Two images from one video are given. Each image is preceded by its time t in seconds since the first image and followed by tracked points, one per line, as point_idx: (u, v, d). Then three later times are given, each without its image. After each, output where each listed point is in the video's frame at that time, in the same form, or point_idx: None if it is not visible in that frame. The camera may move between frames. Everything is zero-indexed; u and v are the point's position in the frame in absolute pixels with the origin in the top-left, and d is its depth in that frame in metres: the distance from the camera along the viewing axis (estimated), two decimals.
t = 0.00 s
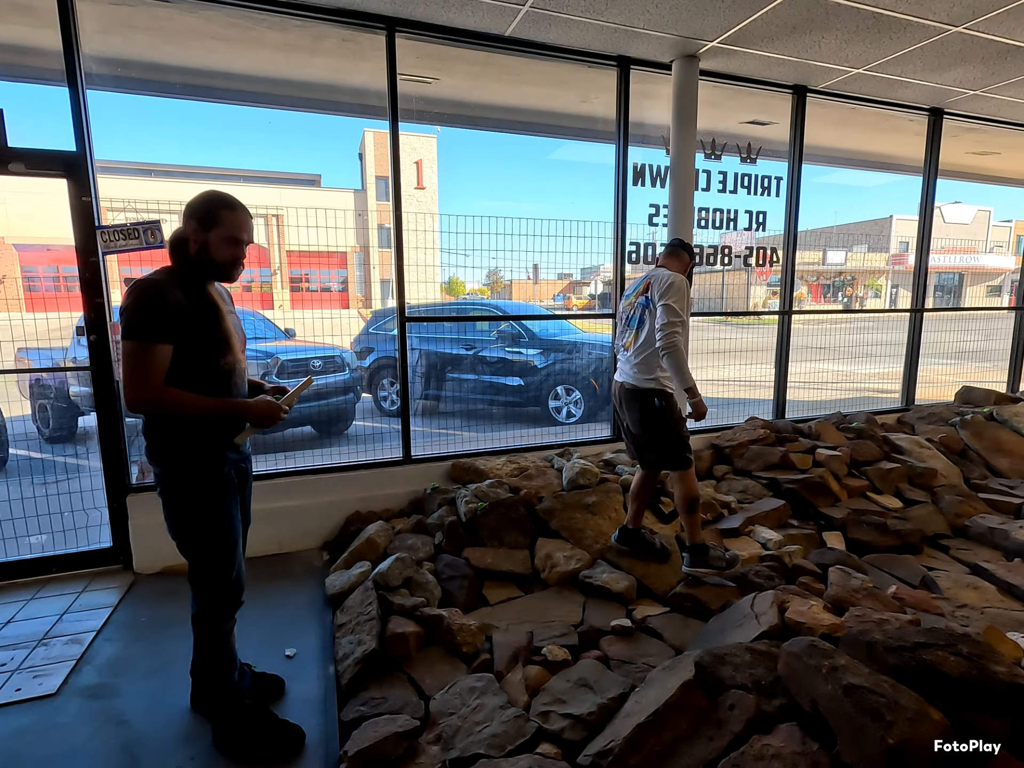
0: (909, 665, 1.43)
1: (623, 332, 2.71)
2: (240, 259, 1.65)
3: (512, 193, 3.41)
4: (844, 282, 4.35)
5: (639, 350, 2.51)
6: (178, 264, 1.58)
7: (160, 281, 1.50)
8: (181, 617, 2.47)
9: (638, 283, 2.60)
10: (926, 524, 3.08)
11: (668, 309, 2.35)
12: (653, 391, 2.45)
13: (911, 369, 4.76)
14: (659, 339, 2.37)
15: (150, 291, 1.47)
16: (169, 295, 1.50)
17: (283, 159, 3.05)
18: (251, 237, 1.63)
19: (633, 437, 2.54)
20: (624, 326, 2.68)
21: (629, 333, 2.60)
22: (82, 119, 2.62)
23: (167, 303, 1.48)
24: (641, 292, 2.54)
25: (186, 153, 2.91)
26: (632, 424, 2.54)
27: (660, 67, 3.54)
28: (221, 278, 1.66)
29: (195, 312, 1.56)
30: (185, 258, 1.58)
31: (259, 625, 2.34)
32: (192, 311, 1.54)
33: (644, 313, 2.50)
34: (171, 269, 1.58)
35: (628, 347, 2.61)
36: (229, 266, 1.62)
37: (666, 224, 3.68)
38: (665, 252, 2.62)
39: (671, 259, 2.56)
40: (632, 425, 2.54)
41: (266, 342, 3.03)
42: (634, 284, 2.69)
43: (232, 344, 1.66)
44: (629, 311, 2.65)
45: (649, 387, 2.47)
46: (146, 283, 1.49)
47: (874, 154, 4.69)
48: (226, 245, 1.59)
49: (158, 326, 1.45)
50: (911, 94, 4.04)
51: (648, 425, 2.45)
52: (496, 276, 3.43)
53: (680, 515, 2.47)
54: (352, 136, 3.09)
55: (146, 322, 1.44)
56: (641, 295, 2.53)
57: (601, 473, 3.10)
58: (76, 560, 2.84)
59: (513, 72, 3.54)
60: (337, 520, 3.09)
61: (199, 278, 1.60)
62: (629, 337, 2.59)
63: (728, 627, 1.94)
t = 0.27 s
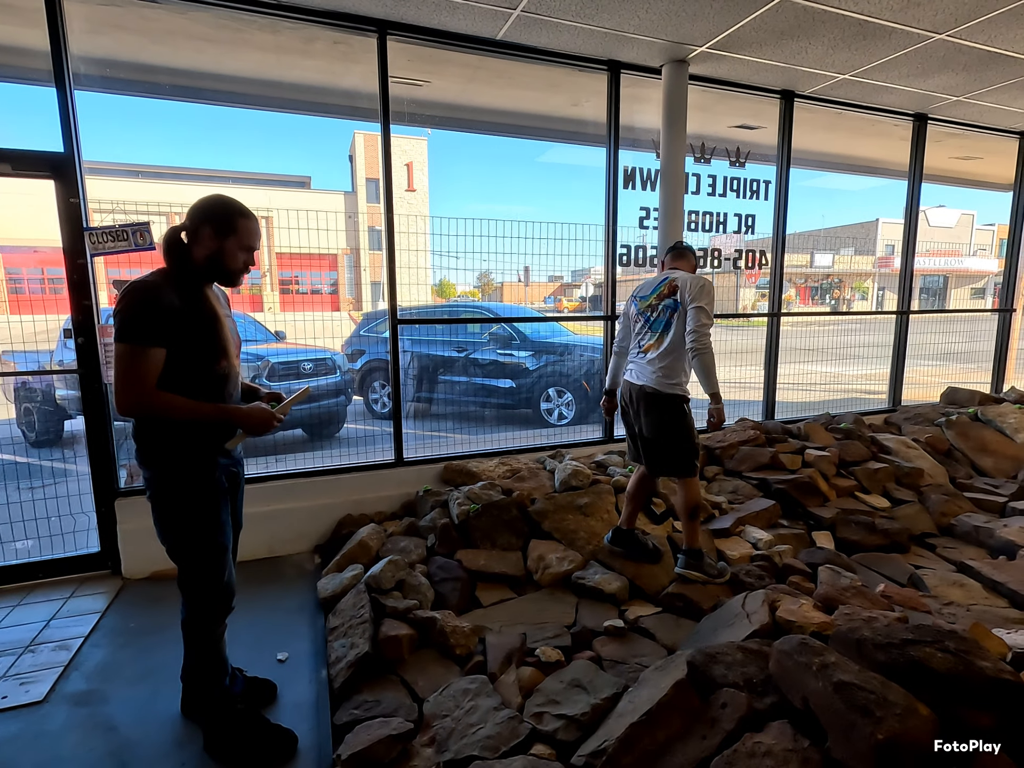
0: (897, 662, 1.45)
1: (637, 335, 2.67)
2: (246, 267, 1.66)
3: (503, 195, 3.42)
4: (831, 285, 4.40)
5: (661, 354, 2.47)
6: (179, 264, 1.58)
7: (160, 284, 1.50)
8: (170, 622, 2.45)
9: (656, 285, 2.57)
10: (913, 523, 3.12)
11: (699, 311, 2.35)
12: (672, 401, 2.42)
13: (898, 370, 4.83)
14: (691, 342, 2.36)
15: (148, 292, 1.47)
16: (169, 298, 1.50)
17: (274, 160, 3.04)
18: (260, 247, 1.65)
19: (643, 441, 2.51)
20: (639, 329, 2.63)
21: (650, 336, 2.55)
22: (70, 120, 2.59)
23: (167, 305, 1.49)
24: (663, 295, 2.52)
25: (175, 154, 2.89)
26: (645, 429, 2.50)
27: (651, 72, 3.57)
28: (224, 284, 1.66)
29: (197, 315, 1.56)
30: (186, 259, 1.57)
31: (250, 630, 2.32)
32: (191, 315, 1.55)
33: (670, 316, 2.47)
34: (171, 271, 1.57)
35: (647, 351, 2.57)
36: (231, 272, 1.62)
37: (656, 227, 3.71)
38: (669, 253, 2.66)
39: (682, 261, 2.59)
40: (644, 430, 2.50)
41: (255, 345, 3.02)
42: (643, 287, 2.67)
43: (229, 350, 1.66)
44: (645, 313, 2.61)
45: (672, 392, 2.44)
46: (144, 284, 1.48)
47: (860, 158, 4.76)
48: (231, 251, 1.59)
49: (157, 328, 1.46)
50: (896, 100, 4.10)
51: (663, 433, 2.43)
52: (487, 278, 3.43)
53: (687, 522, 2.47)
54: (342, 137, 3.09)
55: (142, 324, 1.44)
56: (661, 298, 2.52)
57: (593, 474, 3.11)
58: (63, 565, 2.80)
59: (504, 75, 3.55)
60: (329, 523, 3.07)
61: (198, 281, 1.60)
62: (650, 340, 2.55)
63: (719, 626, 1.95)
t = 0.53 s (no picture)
0: (889, 659, 1.47)
1: (649, 335, 2.62)
2: (243, 269, 1.67)
3: (495, 197, 3.43)
4: (821, 287, 4.44)
5: (680, 354, 2.47)
6: (174, 264, 1.57)
7: (155, 284, 1.49)
8: (161, 627, 2.42)
9: (671, 285, 2.55)
10: (903, 522, 3.15)
11: (724, 315, 2.38)
12: (694, 406, 2.44)
13: (887, 370, 4.88)
14: (716, 343, 2.38)
15: (147, 292, 1.46)
16: (164, 299, 1.49)
17: (265, 162, 3.04)
18: (259, 250, 1.67)
19: (662, 447, 2.45)
20: (654, 328, 2.60)
21: (669, 336, 2.52)
22: (57, 120, 2.57)
23: (164, 306, 1.48)
24: (681, 296, 2.50)
25: (164, 156, 2.87)
26: (665, 434, 2.46)
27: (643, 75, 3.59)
28: (220, 284, 1.66)
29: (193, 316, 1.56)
30: (182, 260, 1.57)
31: (243, 633, 2.30)
32: (185, 316, 1.54)
33: (692, 317, 2.47)
34: (167, 270, 1.56)
35: (665, 351, 2.54)
36: (228, 273, 1.63)
37: (648, 229, 3.73)
38: (678, 248, 2.68)
39: (693, 258, 2.61)
40: (665, 435, 2.45)
41: (245, 347, 2.99)
42: (655, 284, 2.62)
43: (224, 351, 1.65)
44: (660, 313, 2.57)
45: (692, 393, 2.43)
46: (141, 284, 1.47)
47: (849, 161, 4.81)
48: (230, 252, 1.60)
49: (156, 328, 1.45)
50: (884, 104, 4.15)
51: (687, 439, 2.42)
52: (479, 280, 3.43)
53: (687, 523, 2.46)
54: (333, 139, 3.07)
55: (139, 325, 1.42)
56: (679, 299, 2.51)
57: (587, 475, 3.11)
58: (51, 571, 2.76)
59: (496, 77, 3.56)
60: (322, 526, 3.06)
61: (193, 282, 1.60)
62: (669, 341, 2.52)
63: (713, 626, 1.96)
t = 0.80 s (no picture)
0: (884, 658, 1.48)
1: (661, 339, 2.60)
2: (239, 271, 1.66)
3: (488, 200, 3.44)
4: (811, 288, 4.48)
5: (698, 358, 2.49)
6: (170, 265, 1.56)
7: (151, 288, 1.48)
8: (154, 633, 2.40)
9: (682, 289, 2.55)
10: (895, 521, 3.17)
11: (740, 322, 2.47)
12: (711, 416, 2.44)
13: (878, 371, 4.92)
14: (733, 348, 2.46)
15: (144, 294, 1.45)
16: (160, 302, 1.48)
17: (257, 164, 3.02)
18: (254, 252, 1.66)
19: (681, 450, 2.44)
20: (665, 333, 2.58)
21: (683, 340, 2.52)
22: (48, 122, 2.55)
23: (160, 310, 1.47)
24: (693, 300, 2.51)
25: (154, 157, 2.85)
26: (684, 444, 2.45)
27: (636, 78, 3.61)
28: (215, 287, 1.65)
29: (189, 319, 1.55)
30: (178, 261, 1.56)
31: (237, 638, 2.29)
32: (180, 319, 1.53)
33: (707, 321, 2.50)
34: (161, 273, 1.55)
35: (678, 355, 2.53)
36: (225, 275, 1.63)
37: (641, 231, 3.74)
38: (681, 253, 2.69)
39: (696, 260, 2.65)
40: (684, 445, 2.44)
41: (238, 350, 2.98)
42: (665, 287, 2.61)
43: (221, 354, 1.64)
44: (673, 317, 2.56)
45: (709, 398, 2.45)
46: (138, 286, 1.46)
47: (838, 164, 4.87)
48: (227, 254, 1.60)
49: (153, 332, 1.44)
50: (873, 108, 4.20)
51: (706, 449, 2.42)
52: (472, 282, 3.43)
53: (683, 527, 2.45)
54: (325, 140, 3.08)
55: (136, 329, 1.41)
56: (694, 303, 2.52)
57: (581, 477, 3.12)
58: (41, 577, 2.73)
59: (489, 79, 3.57)
60: (316, 530, 3.04)
61: (189, 283, 1.59)
62: (683, 345, 2.52)
63: (708, 627, 1.97)
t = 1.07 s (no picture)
0: (880, 658, 1.48)
1: (668, 343, 2.58)
2: (233, 275, 1.65)
3: (481, 203, 3.45)
4: (802, 290, 4.51)
5: (709, 360, 2.53)
6: (165, 269, 1.55)
7: (147, 293, 1.46)
8: (145, 640, 2.37)
9: (687, 291, 2.56)
10: (887, 521, 3.19)
11: (740, 324, 2.60)
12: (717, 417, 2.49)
13: (869, 372, 4.96)
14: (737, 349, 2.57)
15: (144, 299, 1.44)
16: (157, 307, 1.47)
17: (249, 167, 3.01)
18: (249, 256, 1.65)
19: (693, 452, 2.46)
20: (674, 336, 2.57)
21: (694, 342, 2.52)
22: (37, 124, 2.52)
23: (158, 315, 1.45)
24: (701, 302, 2.54)
25: (144, 159, 2.84)
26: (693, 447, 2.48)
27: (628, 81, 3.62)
28: (207, 291, 1.64)
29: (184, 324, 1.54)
30: (172, 265, 1.55)
31: (231, 644, 2.27)
32: (176, 324, 1.52)
33: (715, 323, 2.54)
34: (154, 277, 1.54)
35: (689, 357, 2.54)
36: (219, 278, 1.61)
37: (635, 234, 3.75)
38: (671, 261, 2.69)
39: (688, 267, 2.67)
40: (694, 448, 2.47)
41: (230, 354, 2.96)
42: (668, 290, 2.59)
43: (215, 359, 1.63)
44: (682, 319, 2.55)
45: (719, 399, 2.51)
46: (135, 291, 1.45)
47: (828, 167, 4.91)
48: (222, 258, 1.59)
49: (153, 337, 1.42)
50: (863, 111, 4.23)
51: (715, 452, 2.45)
52: (465, 284, 3.42)
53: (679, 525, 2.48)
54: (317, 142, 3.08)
55: (136, 334, 1.39)
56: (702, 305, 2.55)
57: (576, 479, 3.12)
58: (30, 584, 2.70)
59: (482, 81, 3.57)
60: (310, 534, 3.02)
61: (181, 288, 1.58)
62: (694, 346, 2.53)
63: (705, 628, 1.98)
